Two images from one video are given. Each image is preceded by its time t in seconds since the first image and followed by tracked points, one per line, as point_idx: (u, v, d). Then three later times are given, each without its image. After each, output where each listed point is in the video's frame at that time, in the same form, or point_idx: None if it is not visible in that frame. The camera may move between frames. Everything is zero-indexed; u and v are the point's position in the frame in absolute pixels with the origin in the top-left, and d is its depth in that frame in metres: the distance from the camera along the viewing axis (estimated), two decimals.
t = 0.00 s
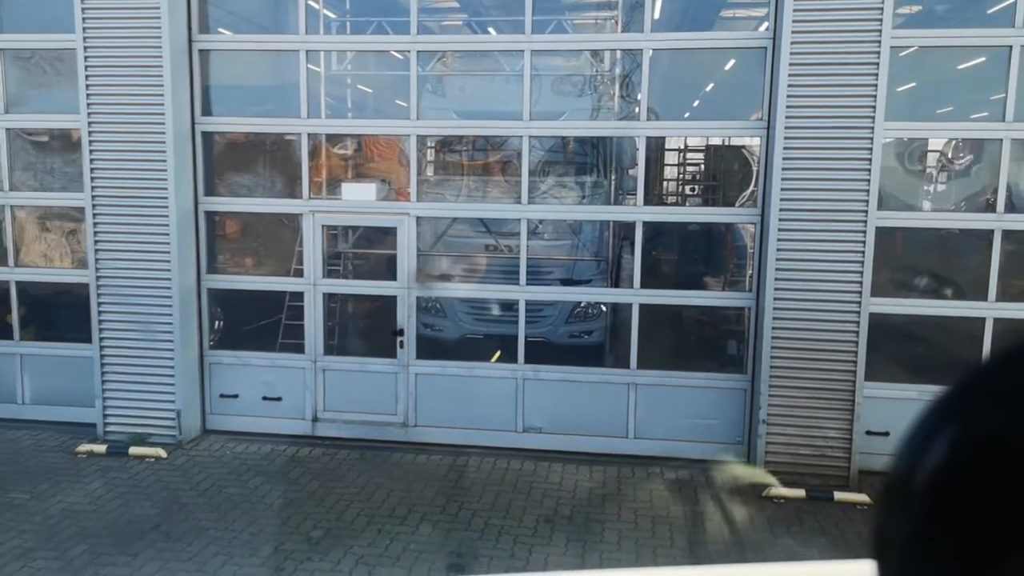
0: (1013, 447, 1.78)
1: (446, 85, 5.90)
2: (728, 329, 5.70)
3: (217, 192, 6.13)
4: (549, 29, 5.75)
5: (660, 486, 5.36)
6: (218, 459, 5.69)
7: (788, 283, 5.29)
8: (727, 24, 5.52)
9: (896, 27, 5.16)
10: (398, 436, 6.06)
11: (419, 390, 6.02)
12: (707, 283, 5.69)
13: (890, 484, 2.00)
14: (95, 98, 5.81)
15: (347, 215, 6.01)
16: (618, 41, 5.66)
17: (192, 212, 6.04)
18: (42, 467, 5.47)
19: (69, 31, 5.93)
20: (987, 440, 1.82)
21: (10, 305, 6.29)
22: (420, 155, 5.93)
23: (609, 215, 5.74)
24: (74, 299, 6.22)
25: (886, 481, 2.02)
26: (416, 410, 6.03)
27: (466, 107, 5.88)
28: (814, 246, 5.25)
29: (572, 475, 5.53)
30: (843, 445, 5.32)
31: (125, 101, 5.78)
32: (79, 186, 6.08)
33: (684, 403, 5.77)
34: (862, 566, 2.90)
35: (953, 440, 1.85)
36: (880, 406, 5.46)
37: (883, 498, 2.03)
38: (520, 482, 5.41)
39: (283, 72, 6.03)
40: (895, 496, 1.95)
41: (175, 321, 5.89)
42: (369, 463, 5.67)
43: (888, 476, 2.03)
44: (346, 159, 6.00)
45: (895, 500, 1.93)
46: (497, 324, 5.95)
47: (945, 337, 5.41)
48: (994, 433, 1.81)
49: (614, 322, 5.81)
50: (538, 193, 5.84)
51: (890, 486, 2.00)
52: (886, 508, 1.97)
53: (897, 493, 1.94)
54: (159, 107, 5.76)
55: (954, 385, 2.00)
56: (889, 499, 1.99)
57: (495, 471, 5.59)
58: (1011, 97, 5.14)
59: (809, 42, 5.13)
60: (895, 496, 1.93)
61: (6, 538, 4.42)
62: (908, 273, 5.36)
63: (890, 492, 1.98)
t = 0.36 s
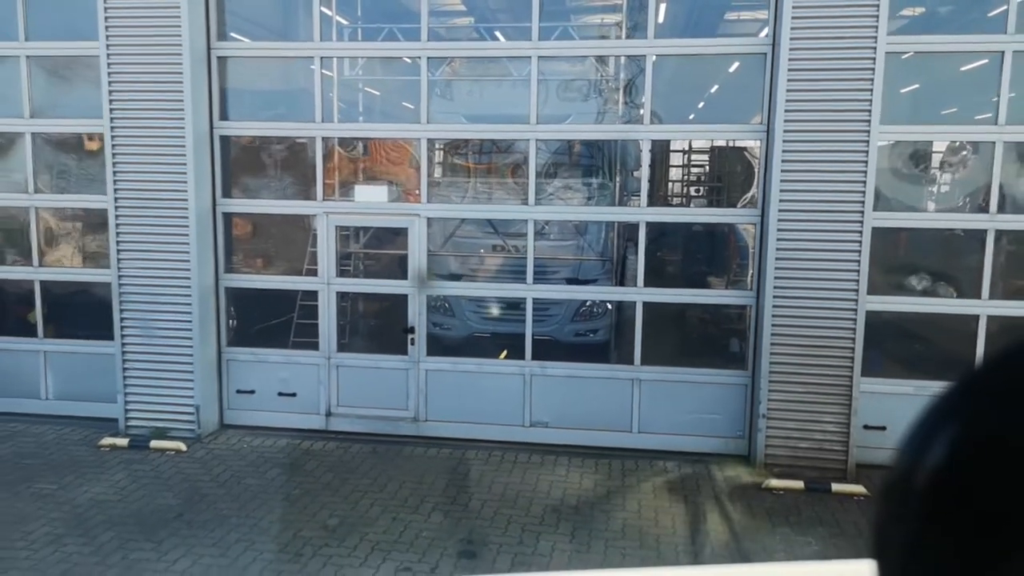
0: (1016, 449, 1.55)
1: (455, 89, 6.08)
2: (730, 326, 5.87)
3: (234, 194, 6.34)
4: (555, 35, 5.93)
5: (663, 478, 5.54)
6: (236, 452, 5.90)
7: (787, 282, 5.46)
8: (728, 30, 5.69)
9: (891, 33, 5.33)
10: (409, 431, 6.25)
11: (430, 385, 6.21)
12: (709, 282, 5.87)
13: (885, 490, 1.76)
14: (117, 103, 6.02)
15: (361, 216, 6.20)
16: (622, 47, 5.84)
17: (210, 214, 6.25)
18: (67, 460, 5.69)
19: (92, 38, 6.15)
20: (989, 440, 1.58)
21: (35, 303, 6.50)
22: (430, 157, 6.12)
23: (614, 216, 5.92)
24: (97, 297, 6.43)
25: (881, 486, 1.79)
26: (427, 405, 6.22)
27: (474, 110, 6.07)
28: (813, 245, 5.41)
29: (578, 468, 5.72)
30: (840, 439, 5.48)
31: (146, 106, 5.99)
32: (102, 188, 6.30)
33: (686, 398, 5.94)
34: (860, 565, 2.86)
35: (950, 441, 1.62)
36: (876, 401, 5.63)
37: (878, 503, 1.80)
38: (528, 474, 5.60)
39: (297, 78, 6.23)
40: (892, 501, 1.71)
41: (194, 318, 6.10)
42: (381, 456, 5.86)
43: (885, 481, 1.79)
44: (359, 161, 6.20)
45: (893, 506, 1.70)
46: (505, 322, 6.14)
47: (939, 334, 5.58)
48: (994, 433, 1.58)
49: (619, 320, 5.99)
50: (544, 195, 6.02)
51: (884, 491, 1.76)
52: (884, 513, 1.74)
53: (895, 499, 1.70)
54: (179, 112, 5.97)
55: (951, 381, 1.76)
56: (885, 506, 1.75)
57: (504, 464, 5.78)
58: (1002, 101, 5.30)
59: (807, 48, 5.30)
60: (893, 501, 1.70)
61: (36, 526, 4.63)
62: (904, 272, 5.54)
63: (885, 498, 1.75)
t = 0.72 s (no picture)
0: (1015, 449, 1.92)
1: (464, 98, 6.33)
2: (730, 325, 6.09)
3: (253, 200, 6.60)
4: (560, 46, 6.18)
5: (665, 471, 5.77)
6: (255, 447, 6.15)
7: (784, 282, 5.68)
8: (727, 41, 5.92)
9: (882, 44, 5.56)
10: (421, 427, 6.49)
11: (441, 383, 6.45)
12: (709, 283, 6.09)
13: (892, 483, 2.19)
14: (142, 113, 6.29)
15: (374, 220, 6.46)
16: (625, 57, 6.08)
17: (230, 219, 6.51)
18: (95, 454, 5.95)
19: (118, 51, 6.43)
20: (992, 440, 1.96)
21: (62, 304, 6.78)
22: (440, 164, 6.36)
23: (618, 219, 6.15)
24: (121, 299, 6.70)
25: (888, 480, 2.23)
26: (438, 403, 6.46)
27: (483, 118, 6.32)
28: (809, 247, 5.63)
29: (583, 462, 5.95)
30: (836, 433, 5.69)
31: (170, 116, 6.26)
32: (127, 194, 6.57)
33: (688, 395, 6.16)
34: (858, 566, 3.11)
35: (953, 440, 2.02)
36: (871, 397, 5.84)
37: (884, 494, 2.24)
38: (535, 467, 5.84)
39: (313, 88, 6.50)
40: (896, 493, 2.14)
41: (215, 319, 6.36)
42: (395, 451, 6.11)
43: (892, 475, 2.23)
44: (372, 168, 6.45)
45: (896, 499, 2.13)
46: (513, 322, 6.37)
47: (932, 333, 5.78)
48: (994, 436, 1.96)
49: (623, 320, 6.22)
50: (551, 199, 6.26)
51: (892, 484, 2.20)
52: (889, 505, 2.16)
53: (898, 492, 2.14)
54: (201, 121, 6.24)
55: (956, 385, 2.17)
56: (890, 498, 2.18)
57: (512, 459, 6.01)
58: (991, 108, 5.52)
59: (802, 58, 5.53)
60: (896, 493, 2.13)
61: (69, 514, 4.89)
62: (897, 273, 5.75)
63: (891, 491, 2.18)
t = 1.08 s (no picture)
0: (1014, 448, 2.33)
1: (468, 107, 6.60)
2: (723, 325, 6.34)
3: (265, 206, 6.87)
4: (560, 58, 6.45)
5: (661, 465, 6.02)
6: (269, 443, 6.42)
7: (774, 283, 5.93)
8: (718, 53, 6.19)
9: (867, 55, 5.81)
10: (427, 424, 6.74)
11: (446, 382, 6.70)
12: (704, 284, 6.34)
13: (893, 484, 2.58)
14: (160, 124, 6.58)
15: (381, 225, 6.73)
16: (621, 68, 6.34)
17: (243, 224, 6.79)
18: (116, 449, 6.22)
19: (136, 64, 6.72)
20: (992, 440, 2.37)
21: (82, 307, 7.06)
22: (444, 170, 6.63)
23: (616, 223, 6.41)
24: (139, 301, 6.98)
25: (890, 483, 2.62)
26: (443, 400, 6.71)
27: (486, 127, 6.59)
28: (799, 249, 5.88)
29: (583, 456, 6.20)
30: (825, 428, 5.93)
31: (186, 126, 6.55)
32: (144, 201, 6.85)
33: (684, 392, 6.40)
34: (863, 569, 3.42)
35: (954, 441, 2.44)
36: (859, 393, 6.07)
37: (885, 495, 2.62)
38: (537, 461, 6.09)
39: (323, 98, 6.78)
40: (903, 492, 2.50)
41: (230, 320, 6.63)
42: (402, 446, 6.37)
43: (892, 478, 2.63)
44: (379, 175, 6.72)
45: (899, 498, 2.51)
46: (515, 323, 6.63)
47: (917, 331, 6.01)
48: (990, 437, 2.38)
49: (621, 320, 6.47)
50: (551, 204, 6.52)
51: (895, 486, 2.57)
52: (891, 503, 2.54)
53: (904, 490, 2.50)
54: (216, 131, 6.52)
55: (957, 392, 2.62)
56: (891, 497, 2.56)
57: (515, 453, 6.26)
58: (970, 116, 5.77)
59: (790, 70, 5.80)
60: (898, 493, 2.51)
61: (94, 504, 5.15)
62: (883, 274, 5.99)
63: (893, 489, 2.56)
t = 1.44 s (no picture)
0: (1010, 452, 2.30)
1: (465, 115, 6.88)
2: (710, 324, 6.60)
3: (270, 211, 7.14)
4: (553, 68, 6.73)
5: (651, 458, 6.28)
6: (274, 438, 6.67)
7: (758, 283, 6.19)
8: (705, 64, 6.48)
9: (846, 65, 6.09)
10: (426, 420, 7.00)
11: (445, 379, 6.96)
12: (692, 285, 6.61)
13: (890, 487, 2.55)
14: (169, 132, 6.85)
15: (382, 228, 6.99)
16: (612, 77, 6.61)
17: (249, 228, 7.05)
18: (127, 444, 6.47)
19: (146, 74, 6.99)
20: (983, 445, 2.34)
21: (92, 308, 7.32)
22: (442, 176, 6.90)
23: (607, 226, 6.68)
24: (148, 303, 7.24)
25: (884, 489, 2.59)
26: (442, 397, 6.97)
27: (483, 134, 6.86)
28: (782, 251, 6.14)
29: (575, 450, 6.45)
30: (808, 422, 6.19)
31: (195, 134, 6.82)
32: (154, 206, 7.12)
33: (673, 389, 6.66)
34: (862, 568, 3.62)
35: (953, 446, 2.40)
36: (840, 389, 6.33)
37: (883, 500, 2.58)
38: (532, 455, 6.35)
39: (326, 107, 7.05)
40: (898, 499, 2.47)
41: (236, 321, 6.89)
42: (402, 442, 6.62)
43: (887, 483, 2.60)
44: (379, 181, 6.99)
45: (896, 507, 2.46)
46: (510, 323, 6.89)
47: (896, 330, 6.26)
48: (987, 439, 2.35)
49: (612, 320, 6.74)
50: (545, 209, 6.79)
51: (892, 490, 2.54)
52: (890, 505, 2.50)
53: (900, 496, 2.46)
54: (223, 138, 6.79)
55: (954, 392, 2.59)
56: (889, 500, 2.51)
57: (510, 448, 6.52)
58: (943, 123, 6.05)
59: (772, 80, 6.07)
60: (896, 504, 2.46)
61: (109, 495, 5.40)
62: (863, 275, 6.25)
63: (891, 491, 2.53)
